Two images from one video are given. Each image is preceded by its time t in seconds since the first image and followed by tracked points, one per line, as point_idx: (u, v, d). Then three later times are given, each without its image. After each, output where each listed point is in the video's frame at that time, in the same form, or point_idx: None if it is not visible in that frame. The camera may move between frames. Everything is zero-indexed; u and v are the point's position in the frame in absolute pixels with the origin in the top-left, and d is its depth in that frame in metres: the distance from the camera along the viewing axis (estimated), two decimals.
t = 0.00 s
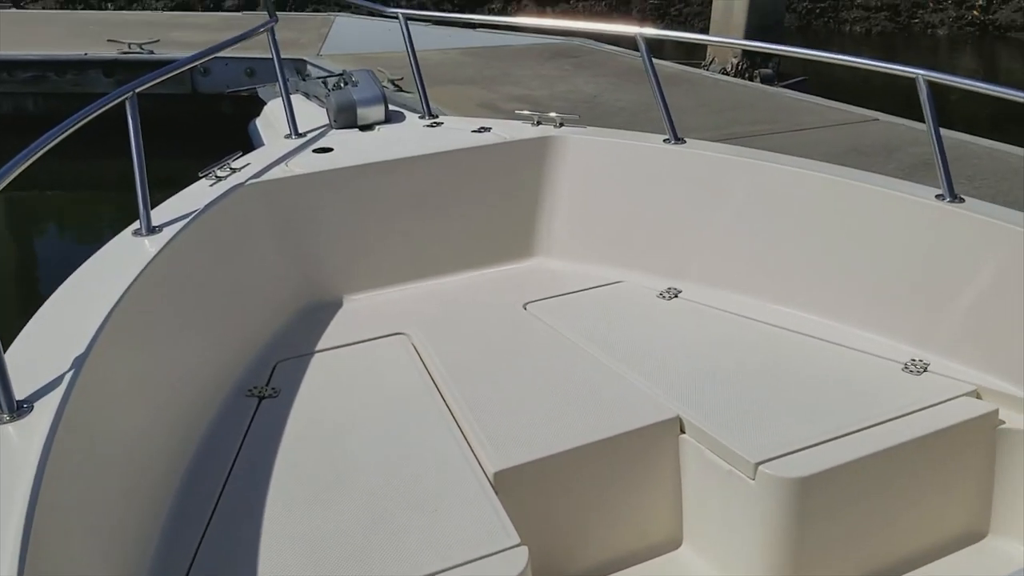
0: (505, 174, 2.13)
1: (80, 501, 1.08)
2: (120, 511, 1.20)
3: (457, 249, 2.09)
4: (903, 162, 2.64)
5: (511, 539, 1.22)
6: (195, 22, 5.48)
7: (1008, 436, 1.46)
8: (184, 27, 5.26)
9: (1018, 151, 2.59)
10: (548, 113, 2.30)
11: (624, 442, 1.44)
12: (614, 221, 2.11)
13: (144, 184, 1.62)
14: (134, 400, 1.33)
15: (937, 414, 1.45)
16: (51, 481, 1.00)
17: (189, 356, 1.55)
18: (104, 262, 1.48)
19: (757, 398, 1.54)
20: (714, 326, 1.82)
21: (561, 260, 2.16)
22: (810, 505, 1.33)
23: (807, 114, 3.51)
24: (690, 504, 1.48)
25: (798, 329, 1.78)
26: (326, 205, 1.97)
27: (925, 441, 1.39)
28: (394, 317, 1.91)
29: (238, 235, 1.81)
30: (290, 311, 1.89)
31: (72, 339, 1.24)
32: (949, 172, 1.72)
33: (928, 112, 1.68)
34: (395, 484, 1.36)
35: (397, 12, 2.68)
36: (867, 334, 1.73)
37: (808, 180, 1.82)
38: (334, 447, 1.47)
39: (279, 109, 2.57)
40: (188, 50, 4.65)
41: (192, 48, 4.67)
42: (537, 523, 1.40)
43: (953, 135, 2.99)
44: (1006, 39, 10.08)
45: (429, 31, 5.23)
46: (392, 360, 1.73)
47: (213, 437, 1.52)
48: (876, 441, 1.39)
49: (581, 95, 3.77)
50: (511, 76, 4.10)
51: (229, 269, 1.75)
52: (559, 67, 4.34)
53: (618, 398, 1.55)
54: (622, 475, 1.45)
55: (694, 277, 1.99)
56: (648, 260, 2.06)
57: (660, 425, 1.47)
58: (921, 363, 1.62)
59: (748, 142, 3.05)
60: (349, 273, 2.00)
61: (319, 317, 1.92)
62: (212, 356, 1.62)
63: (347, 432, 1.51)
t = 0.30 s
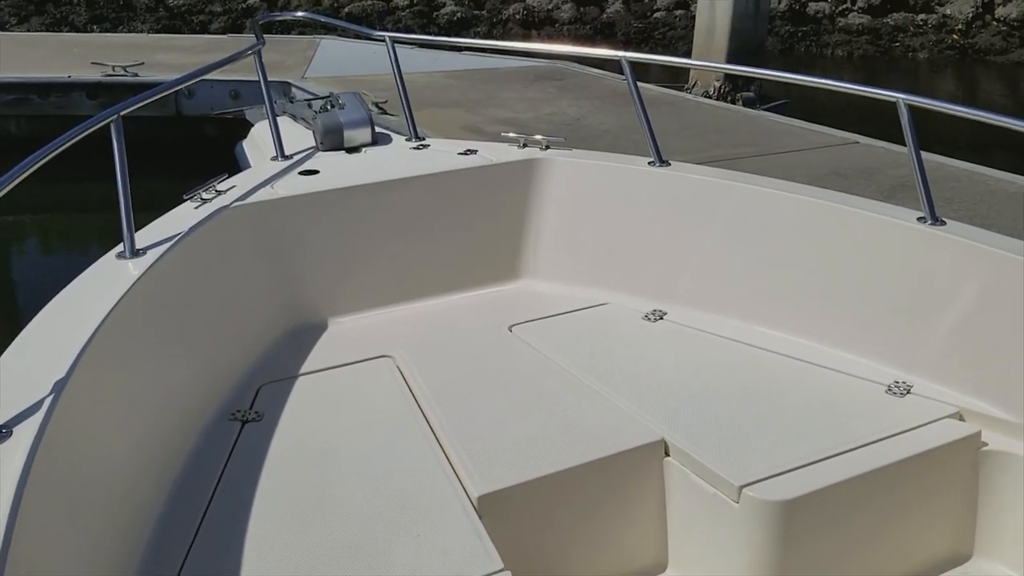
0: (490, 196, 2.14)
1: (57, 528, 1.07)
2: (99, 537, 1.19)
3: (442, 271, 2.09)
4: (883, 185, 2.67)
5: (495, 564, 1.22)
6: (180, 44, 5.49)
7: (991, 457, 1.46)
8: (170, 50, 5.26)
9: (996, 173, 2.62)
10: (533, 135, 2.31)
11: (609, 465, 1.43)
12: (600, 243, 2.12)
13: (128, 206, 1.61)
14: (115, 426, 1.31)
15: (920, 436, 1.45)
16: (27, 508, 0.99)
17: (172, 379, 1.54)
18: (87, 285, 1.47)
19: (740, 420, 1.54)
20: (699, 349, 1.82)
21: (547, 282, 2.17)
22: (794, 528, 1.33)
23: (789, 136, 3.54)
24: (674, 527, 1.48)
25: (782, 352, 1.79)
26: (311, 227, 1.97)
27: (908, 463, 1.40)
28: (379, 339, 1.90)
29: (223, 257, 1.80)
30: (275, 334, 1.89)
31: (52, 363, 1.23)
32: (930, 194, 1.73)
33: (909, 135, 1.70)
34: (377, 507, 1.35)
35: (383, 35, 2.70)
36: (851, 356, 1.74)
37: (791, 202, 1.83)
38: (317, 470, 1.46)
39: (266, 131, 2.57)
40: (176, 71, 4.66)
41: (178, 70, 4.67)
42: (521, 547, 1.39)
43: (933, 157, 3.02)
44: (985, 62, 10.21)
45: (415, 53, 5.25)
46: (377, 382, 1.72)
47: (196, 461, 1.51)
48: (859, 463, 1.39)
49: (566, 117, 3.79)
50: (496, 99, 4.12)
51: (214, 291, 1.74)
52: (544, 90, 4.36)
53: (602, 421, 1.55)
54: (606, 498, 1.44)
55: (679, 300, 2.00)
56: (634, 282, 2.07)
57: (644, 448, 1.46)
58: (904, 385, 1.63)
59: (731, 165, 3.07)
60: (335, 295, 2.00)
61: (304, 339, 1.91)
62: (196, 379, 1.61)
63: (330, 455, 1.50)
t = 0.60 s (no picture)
0: (481, 212, 2.14)
1: (41, 546, 1.05)
2: (85, 556, 1.17)
3: (432, 287, 2.09)
4: (868, 202, 2.68)
5: None
6: (169, 58, 5.48)
7: (979, 474, 1.46)
8: (159, 64, 5.25)
9: (981, 190, 2.64)
10: (525, 151, 2.32)
11: (598, 482, 1.43)
12: (589, 259, 2.12)
13: (117, 221, 1.61)
14: (101, 443, 1.30)
15: (909, 453, 1.45)
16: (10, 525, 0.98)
17: (161, 396, 1.52)
18: (74, 302, 1.46)
19: (730, 437, 1.53)
20: (688, 365, 1.82)
21: (537, 297, 2.17)
22: (785, 547, 1.32)
23: (776, 153, 3.56)
24: (663, 545, 1.47)
25: (771, 368, 1.79)
26: (300, 243, 1.97)
27: (899, 479, 1.39)
28: (368, 356, 1.90)
29: (212, 273, 1.80)
30: (264, 350, 1.88)
31: (38, 379, 1.21)
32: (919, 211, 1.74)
33: (898, 152, 1.70)
34: (365, 525, 1.34)
35: (373, 51, 2.70)
36: (840, 372, 1.74)
37: (780, 219, 1.84)
38: (304, 487, 1.45)
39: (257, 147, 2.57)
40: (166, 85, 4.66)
41: (167, 84, 4.66)
42: (510, 565, 1.38)
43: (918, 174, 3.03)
44: (970, 79, 10.32)
45: (404, 68, 5.26)
46: (366, 399, 1.72)
47: (183, 478, 1.49)
48: (849, 481, 1.38)
49: (553, 133, 3.80)
50: (485, 115, 4.13)
51: (203, 307, 1.73)
52: (532, 106, 4.38)
53: (593, 438, 1.54)
54: (597, 516, 1.44)
55: (670, 316, 2.01)
56: (624, 298, 2.07)
57: (634, 465, 1.46)
58: (894, 402, 1.63)
59: (719, 181, 3.09)
60: (325, 311, 2.00)
61: (293, 356, 1.90)
62: (185, 395, 1.60)
63: (317, 472, 1.49)
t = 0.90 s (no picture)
0: (465, 224, 2.14)
1: (20, 563, 1.04)
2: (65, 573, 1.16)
3: (417, 299, 2.09)
4: (847, 213, 2.70)
5: None
6: (149, 69, 5.45)
7: (960, 483, 1.47)
8: (139, 75, 5.22)
9: (958, 202, 2.67)
10: (509, 163, 2.33)
11: (583, 495, 1.42)
12: (574, 271, 2.13)
13: (99, 234, 1.59)
14: (83, 458, 1.28)
15: (891, 464, 1.46)
16: None
17: (144, 410, 1.51)
18: (55, 316, 1.44)
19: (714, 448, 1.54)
20: (671, 377, 1.82)
21: (521, 309, 2.17)
22: (770, 558, 1.32)
23: (756, 165, 3.58)
24: (648, 557, 1.47)
25: (754, 379, 1.80)
26: (285, 256, 1.96)
27: (882, 489, 1.40)
28: (353, 368, 1.89)
29: (196, 287, 1.79)
30: (247, 364, 1.87)
31: (18, 394, 1.20)
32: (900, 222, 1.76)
33: (879, 164, 1.72)
34: (349, 539, 1.33)
35: (357, 63, 2.70)
36: (823, 383, 1.76)
37: (763, 230, 1.85)
38: (288, 501, 1.44)
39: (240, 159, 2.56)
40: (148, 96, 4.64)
41: (147, 95, 4.63)
42: None
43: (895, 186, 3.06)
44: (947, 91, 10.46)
45: (387, 81, 5.27)
46: (350, 412, 1.71)
47: (166, 493, 1.48)
48: (833, 492, 1.39)
49: (535, 145, 3.81)
50: (468, 126, 4.14)
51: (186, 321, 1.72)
52: (514, 117, 4.39)
53: (578, 449, 1.54)
54: (581, 528, 1.43)
55: (654, 327, 2.02)
56: (609, 310, 2.08)
57: (619, 477, 1.46)
58: (877, 413, 1.64)
59: (699, 193, 3.11)
60: (309, 324, 1.99)
61: (277, 369, 1.90)
62: (168, 410, 1.59)
63: (301, 486, 1.48)
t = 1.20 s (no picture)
0: (456, 233, 2.14)
1: None
2: None
3: (408, 309, 2.09)
4: (833, 220, 2.72)
5: None
6: (133, 77, 5.43)
7: (954, 491, 1.47)
8: (124, 83, 5.20)
9: (943, 207, 2.69)
10: (502, 171, 2.33)
11: (576, 505, 1.42)
12: (565, 279, 2.13)
13: (89, 245, 1.58)
14: (73, 471, 1.27)
15: (883, 471, 1.46)
16: None
17: (134, 422, 1.50)
18: (44, 327, 1.43)
19: (707, 456, 1.54)
20: (662, 385, 1.82)
21: (513, 318, 2.17)
22: (763, 566, 1.32)
23: (739, 172, 3.58)
24: (642, 568, 1.46)
25: (746, 387, 1.80)
26: (275, 266, 1.95)
27: (874, 496, 1.40)
28: (344, 378, 1.88)
29: (186, 298, 1.77)
30: (237, 375, 1.86)
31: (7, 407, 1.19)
32: (890, 230, 1.76)
33: (869, 172, 1.72)
34: (341, 551, 1.32)
35: (346, 71, 2.70)
36: (814, 390, 1.76)
37: (754, 238, 1.86)
38: (280, 513, 1.42)
39: (230, 168, 2.56)
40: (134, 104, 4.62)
41: (132, 103, 4.61)
42: None
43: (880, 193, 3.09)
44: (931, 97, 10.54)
45: (374, 88, 5.26)
46: (341, 423, 1.70)
47: (156, 505, 1.47)
48: (827, 500, 1.39)
49: (522, 152, 3.82)
50: (455, 133, 4.15)
51: (176, 332, 1.71)
52: (501, 124, 4.39)
53: (571, 458, 1.54)
54: (575, 538, 1.43)
55: (646, 335, 2.02)
56: (601, 318, 2.08)
57: (613, 486, 1.46)
58: (869, 420, 1.64)
59: (687, 199, 3.12)
60: (301, 334, 1.98)
61: (268, 380, 1.89)
62: (158, 421, 1.57)
63: (293, 497, 1.47)
